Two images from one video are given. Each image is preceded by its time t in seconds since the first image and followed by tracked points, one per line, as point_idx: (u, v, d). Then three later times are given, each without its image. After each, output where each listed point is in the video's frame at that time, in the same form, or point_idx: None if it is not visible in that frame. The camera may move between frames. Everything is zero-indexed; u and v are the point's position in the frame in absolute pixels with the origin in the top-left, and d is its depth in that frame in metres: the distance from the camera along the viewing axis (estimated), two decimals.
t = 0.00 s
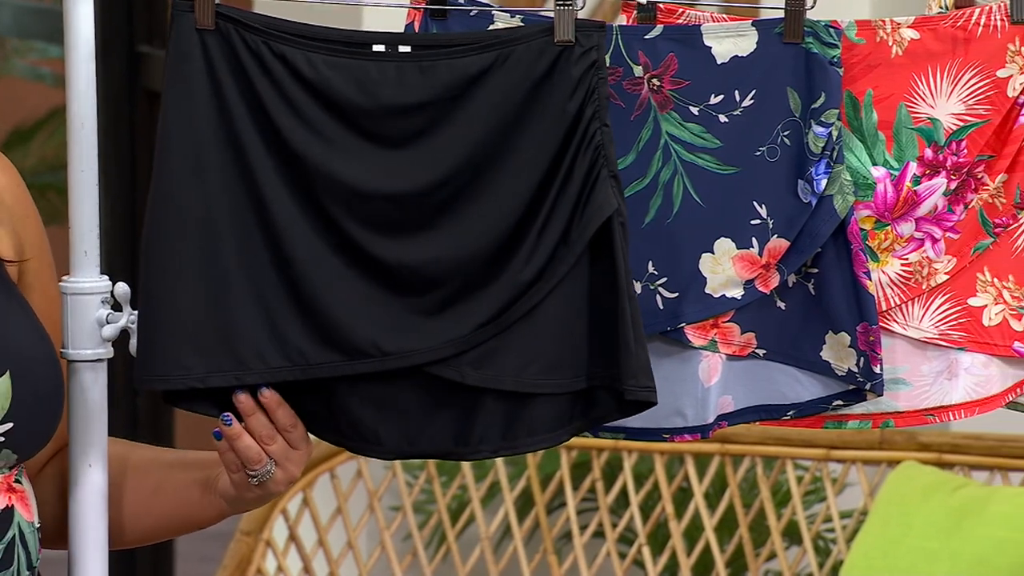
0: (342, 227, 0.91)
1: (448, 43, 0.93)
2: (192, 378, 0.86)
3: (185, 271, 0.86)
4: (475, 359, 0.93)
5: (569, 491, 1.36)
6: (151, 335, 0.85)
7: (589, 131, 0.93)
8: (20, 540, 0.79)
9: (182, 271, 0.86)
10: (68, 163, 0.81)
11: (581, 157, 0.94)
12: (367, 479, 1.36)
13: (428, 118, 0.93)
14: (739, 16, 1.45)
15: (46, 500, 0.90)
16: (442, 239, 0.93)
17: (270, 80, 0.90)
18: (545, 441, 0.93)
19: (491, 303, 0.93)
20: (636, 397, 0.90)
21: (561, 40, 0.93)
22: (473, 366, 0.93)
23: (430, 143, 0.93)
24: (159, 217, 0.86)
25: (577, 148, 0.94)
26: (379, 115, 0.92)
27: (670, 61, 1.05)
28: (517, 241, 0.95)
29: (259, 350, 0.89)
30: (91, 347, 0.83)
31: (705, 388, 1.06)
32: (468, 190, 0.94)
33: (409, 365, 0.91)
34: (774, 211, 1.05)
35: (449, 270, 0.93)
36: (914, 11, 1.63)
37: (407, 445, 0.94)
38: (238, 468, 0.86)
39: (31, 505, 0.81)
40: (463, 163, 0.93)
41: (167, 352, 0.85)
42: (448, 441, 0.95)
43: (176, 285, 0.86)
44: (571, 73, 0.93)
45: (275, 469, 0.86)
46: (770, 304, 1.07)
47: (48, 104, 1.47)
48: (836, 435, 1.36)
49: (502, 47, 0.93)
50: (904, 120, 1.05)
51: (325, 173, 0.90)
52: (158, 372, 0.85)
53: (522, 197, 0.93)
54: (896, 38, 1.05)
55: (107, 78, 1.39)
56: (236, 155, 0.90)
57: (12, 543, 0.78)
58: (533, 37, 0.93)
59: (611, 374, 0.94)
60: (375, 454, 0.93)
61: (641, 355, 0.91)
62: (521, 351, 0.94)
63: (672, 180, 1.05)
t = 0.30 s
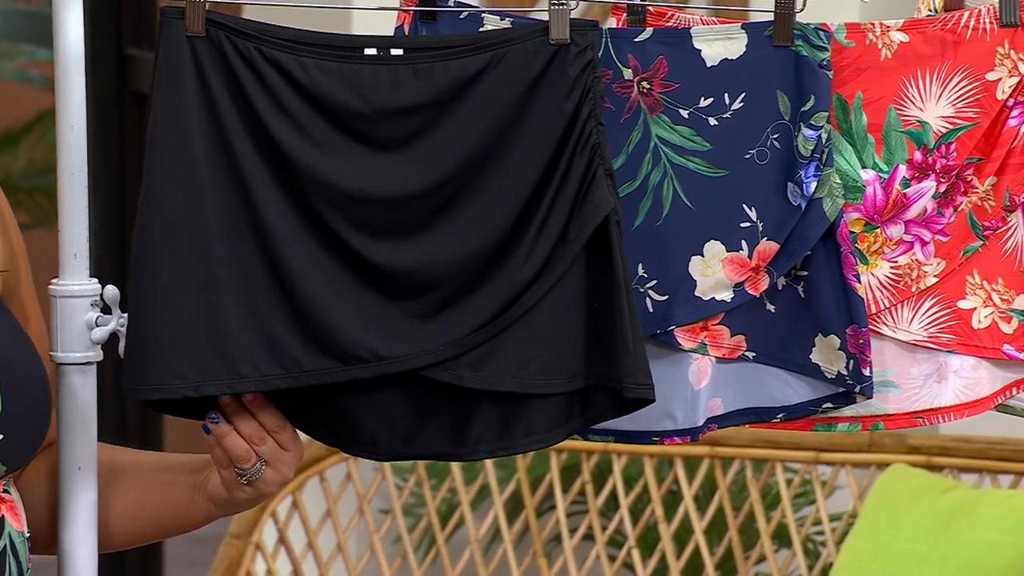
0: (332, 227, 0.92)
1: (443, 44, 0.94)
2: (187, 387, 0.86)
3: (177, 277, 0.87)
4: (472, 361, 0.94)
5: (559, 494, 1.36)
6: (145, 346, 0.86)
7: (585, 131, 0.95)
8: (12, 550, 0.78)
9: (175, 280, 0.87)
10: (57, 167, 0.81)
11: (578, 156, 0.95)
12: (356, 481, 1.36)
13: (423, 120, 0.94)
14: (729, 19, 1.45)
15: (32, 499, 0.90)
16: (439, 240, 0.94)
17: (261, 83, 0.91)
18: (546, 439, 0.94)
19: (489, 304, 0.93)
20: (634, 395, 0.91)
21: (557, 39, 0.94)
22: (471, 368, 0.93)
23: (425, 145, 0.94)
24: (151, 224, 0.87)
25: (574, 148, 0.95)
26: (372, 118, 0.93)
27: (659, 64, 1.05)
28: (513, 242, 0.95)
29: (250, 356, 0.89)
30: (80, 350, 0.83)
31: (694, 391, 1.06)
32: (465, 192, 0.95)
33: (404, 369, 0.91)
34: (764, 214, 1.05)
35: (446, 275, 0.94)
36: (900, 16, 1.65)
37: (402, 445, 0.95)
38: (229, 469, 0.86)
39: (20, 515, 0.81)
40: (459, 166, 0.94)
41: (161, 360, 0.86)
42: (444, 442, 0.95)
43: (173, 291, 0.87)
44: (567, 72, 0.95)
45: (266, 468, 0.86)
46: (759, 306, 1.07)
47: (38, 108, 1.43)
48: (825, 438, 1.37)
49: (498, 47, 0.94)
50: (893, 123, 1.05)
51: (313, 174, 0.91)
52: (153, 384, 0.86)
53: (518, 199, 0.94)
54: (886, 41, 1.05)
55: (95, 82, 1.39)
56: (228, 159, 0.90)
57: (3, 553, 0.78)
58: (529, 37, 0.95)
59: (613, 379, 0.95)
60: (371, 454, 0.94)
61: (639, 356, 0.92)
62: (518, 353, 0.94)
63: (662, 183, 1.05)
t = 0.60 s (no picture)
0: (317, 232, 0.92)
1: (430, 50, 0.94)
2: (174, 395, 0.85)
3: (164, 284, 0.86)
4: (459, 367, 0.94)
5: (547, 501, 1.38)
6: (132, 355, 0.85)
7: (572, 136, 0.96)
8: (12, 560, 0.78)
9: (162, 287, 0.86)
10: (45, 173, 0.81)
11: (565, 161, 0.96)
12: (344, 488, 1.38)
13: (411, 126, 0.95)
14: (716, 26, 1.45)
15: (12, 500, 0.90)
16: (426, 246, 0.94)
17: (247, 89, 0.90)
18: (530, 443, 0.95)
19: (478, 310, 0.94)
20: (621, 399, 0.92)
21: (543, 45, 0.95)
22: (457, 374, 0.94)
23: (412, 151, 0.94)
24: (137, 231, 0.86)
25: (561, 153, 0.96)
26: (359, 125, 0.93)
27: (647, 71, 1.05)
28: (500, 247, 0.96)
29: (235, 363, 0.87)
30: (68, 357, 0.83)
31: (683, 398, 1.06)
32: (452, 198, 0.96)
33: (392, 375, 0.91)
34: (752, 221, 1.05)
35: (434, 280, 0.94)
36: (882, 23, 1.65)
37: (386, 449, 0.95)
38: (217, 467, 0.87)
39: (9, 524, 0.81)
40: (447, 172, 0.94)
41: (149, 368, 0.85)
42: (428, 446, 0.96)
43: (159, 298, 0.85)
44: (554, 77, 0.95)
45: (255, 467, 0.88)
46: (748, 313, 1.07)
47: (25, 113, 1.44)
48: (813, 445, 1.38)
49: (484, 53, 0.95)
50: (881, 129, 1.05)
51: (301, 182, 0.91)
52: (141, 391, 0.84)
53: (506, 206, 0.95)
54: (873, 48, 1.05)
55: (83, 89, 1.38)
56: (214, 168, 0.89)
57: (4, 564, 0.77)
58: (516, 43, 0.95)
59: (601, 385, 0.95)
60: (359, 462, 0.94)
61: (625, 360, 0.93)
62: (506, 357, 0.94)
63: (651, 190, 1.05)
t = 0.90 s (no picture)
0: (298, 234, 0.92)
1: (416, 55, 0.95)
2: (160, 400, 0.85)
3: (148, 288, 0.86)
4: (441, 370, 0.94)
5: (535, 506, 1.39)
6: (117, 358, 0.85)
7: (555, 141, 0.96)
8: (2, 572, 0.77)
9: (147, 291, 0.86)
10: (33, 179, 0.81)
11: (549, 165, 0.96)
12: (332, 494, 1.39)
13: (395, 130, 0.95)
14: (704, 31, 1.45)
15: None
16: (411, 250, 0.94)
17: (234, 96, 0.91)
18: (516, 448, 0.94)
19: (462, 312, 0.94)
20: (601, 403, 0.92)
21: (527, 51, 0.96)
22: (438, 377, 0.94)
23: (397, 155, 0.94)
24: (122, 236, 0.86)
25: (545, 158, 0.96)
26: (345, 129, 0.93)
27: (636, 76, 1.05)
28: (484, 251, 0.96)
29: (218, 366, 0.87)
30: (56, 363, 0.83)
31: (671, 402, 1.06)
32: (436, 201, 0.96)
33: (374, 379, 0.91)
34: (740, 226, 1.05)
35: (416, 284, 0.94)
36: (872, 27, 1.64)
37: (364, 453, 0.95)
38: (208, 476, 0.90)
39: None
40: (431, 175, 0.94)
41: (134, 372, 0.84)
42: (406, 446, 0.96)
43: (144, 303, 0.85)
44: (538, 82, 0.96)
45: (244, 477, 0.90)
46: (736, 318, 1.07)
47: (11, 118, 1.43)
48: (800, 450, 1.40)
49: (469, 59, 0.95)
50: (869, 134, 1.06)
51: (286, 187, 0.91)
52: (127, 397, 0.84)
53: (490, 210, 0.95)
54: (861, 53, 1.05)
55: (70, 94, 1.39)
56: (199, 171, 0.89)
57: None
58: (500, 48, 0.96)
59: (578, 388, 0.95)
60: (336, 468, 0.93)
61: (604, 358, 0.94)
62: (489, 360, 0.95)
63: (638, 195, 1.05)
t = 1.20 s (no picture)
0: (294, 239, 0.95)
1: (405, 56, 0.96)
2: (154, 405, 0.89)
3: (141, 297, 0.90)
4: (434, 370, 0.96)
5: (520, 509, 1.39)
6: (111, 366, 0.89)
7: (543, 140, 0.97)
8: None
9: (143, 299, 0.90)
10: (18, 181, 0.81)
11: (538, 164, 0.97)
12: (319, 496, 1.39)
13: (385, 132, 0.96)
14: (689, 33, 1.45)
15: None
16: (402, 252, 0.96)
17: (226, 100, 0.93)
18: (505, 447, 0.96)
19: (454, 313, 0.97)
20: (593, 399, 0.94)
21: (516, 50, 0.96)
22: (431, 377, 0.96)
23: (387, 157, 0.96)
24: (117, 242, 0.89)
25: (534, 158, 0.97)
26: (336, 132, 0.95)
27: (622, 78, 1.05)
28: (475, 250, 0.98)
29: (213, 371, 0.91)
30: (42, 365, 0.83)
31: (657, 405, 1.06)
32: (427, 201, 0.98)
33: (370, 381, 0.94)
34: (726, 227, 1.05)
35: (408, 286, 0.96)
36: (859, 29, 1.64)
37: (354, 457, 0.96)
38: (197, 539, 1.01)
39: None
40: (422, 177, 0.96)
41: (126, 378, 0.89)
42: (400, 451, 0.98)
43: (138, 311, 0.89)
44: (527, 80, 0.97)
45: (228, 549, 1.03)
46: (722, 320, 1.07)
47: None
48: (786, 452, 1.41)
49: (457, 59, 0.96)
50: (855, 136, 1.06)
51: (279, 189, 0.93)
52: (124, 403, 0.88)
53: (480, 210, 0.97)
54: (847, 55, 1.05)
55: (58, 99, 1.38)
56: (191, 178, 0.92)
57: None
58: (489, 47, 0.97)
59: (571, 386, 0.97)
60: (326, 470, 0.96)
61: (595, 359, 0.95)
62: (479, 360, 0.97)
63: (625, 197, 1.05)
